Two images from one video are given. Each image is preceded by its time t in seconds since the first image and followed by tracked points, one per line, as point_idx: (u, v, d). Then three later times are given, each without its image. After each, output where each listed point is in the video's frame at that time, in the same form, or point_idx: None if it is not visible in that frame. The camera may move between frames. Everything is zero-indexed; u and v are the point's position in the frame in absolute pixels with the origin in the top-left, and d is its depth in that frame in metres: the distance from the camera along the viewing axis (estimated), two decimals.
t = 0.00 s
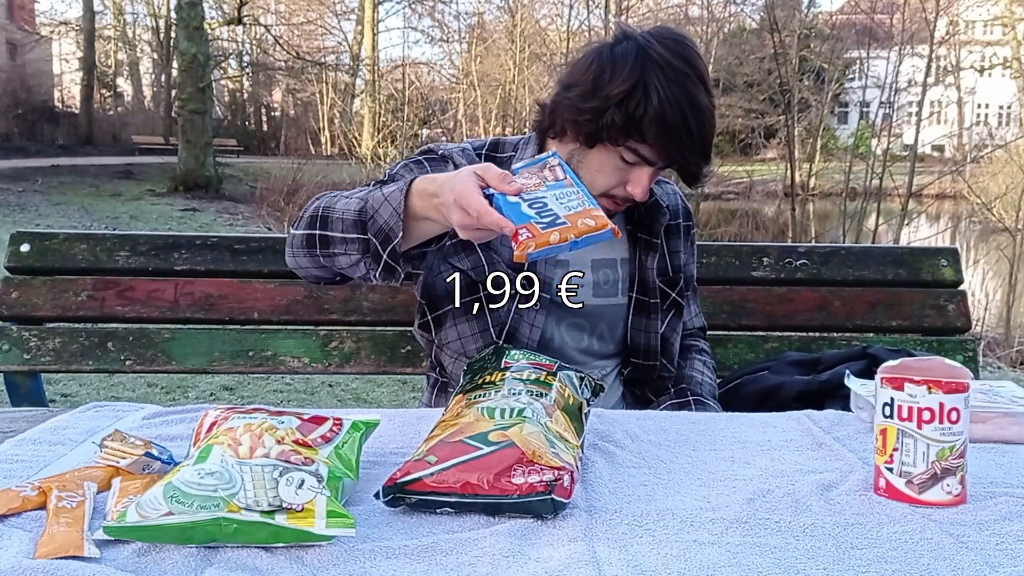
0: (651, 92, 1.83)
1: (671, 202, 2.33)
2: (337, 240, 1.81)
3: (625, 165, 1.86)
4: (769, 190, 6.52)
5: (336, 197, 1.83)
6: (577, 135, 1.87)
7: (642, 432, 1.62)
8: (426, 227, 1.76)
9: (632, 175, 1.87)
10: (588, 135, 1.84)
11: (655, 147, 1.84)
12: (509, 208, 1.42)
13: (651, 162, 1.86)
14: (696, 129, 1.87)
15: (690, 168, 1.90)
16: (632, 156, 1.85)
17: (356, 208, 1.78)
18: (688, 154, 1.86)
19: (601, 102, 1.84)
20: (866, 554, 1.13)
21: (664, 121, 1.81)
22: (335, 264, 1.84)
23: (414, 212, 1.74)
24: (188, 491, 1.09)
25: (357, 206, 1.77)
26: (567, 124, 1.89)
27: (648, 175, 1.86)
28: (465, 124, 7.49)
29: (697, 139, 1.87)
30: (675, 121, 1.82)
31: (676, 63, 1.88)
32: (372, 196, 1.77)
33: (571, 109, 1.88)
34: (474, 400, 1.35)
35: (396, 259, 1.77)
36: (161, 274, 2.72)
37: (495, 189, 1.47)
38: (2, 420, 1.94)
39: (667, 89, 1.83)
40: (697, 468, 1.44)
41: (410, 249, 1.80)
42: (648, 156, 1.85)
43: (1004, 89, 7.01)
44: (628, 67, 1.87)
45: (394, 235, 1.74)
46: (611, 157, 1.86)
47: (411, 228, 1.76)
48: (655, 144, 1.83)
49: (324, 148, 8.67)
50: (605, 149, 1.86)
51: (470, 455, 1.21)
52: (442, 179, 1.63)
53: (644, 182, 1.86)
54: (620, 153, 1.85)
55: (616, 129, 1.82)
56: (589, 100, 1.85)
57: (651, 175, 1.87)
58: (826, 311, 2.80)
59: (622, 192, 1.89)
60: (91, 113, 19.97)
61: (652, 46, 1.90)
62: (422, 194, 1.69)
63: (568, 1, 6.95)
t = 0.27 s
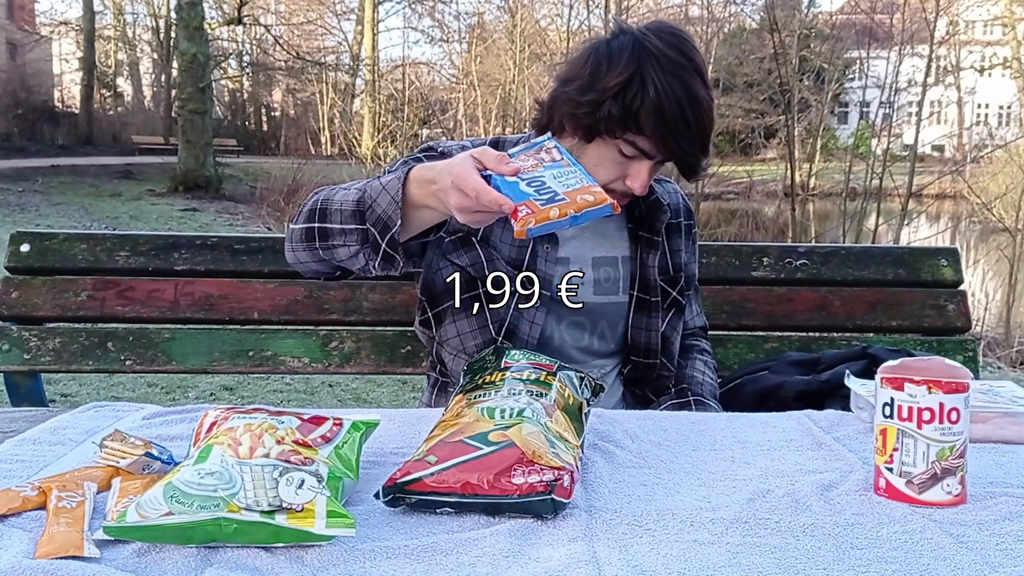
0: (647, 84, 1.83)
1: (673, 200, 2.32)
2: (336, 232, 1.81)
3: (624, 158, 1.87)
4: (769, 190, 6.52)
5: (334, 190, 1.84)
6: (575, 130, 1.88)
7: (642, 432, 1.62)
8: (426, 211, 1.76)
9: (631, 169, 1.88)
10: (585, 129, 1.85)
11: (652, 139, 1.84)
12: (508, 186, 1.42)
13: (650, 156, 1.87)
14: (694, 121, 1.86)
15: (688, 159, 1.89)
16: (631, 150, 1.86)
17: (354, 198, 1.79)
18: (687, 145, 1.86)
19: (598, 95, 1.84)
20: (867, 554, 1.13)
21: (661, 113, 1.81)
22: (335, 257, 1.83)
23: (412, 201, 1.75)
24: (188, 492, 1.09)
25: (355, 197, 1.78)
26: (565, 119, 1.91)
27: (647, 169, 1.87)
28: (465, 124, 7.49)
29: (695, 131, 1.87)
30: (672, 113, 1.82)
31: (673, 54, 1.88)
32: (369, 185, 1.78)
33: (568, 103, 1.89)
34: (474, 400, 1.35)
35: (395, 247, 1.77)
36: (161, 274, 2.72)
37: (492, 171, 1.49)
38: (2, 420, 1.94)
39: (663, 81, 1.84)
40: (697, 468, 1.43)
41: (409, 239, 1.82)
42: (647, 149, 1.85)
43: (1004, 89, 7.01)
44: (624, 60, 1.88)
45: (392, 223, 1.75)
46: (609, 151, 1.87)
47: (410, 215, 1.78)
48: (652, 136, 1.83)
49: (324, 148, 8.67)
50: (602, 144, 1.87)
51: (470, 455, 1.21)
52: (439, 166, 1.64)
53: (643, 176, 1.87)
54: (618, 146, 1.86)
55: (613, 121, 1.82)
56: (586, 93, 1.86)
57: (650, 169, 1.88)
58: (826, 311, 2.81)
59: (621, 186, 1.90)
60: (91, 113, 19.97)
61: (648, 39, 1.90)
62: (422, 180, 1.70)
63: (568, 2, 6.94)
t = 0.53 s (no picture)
0: (641, 76, 1.84)
1: (672, 200, 2.33)
2: (345, 245, 1.82)
3: (622, 152, 1.89)
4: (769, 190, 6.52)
5: (347, 202, 1.84)
6: (574, 124, 1.92)
7: (642, 432, 1.62)
8: (429, 240, 1.73)
9: (629, 163, 1.89)
10: (584, 123, 1.89)
11: (648, 132, 1.85)
12: (508, 238, 1.42)
13: (647, 149, 1.87)
14: (689, 111, 1.85)
15: (686, 152, 1.88)
16: (628, 143, 1.87)
17: (364, 215, 1.78)
18: (683, 136, 1.85)
19: (593, 88, 1.87)
20: (867, 554, 1.13)
21: (655, 104, 1.82)
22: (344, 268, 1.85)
23: (420, 226, 1.72)
24: (188, 492, 1.09)
25: (365, 213, 1.78)
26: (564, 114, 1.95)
27: (645, 162, 1.88)
28: (465, 124, 7.49)
29: (691, 121, 1.86)
30: (667, 104, 1.82)
31: (668, 46, 1.87)
32: (380, 205, 1.76)
33: (565, 97, 1.93)
34: (474, 400, 1.35)
35: (399, 271, 1.76)
36: (161, 274, 2.72)
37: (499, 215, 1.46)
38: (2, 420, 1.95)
39: (657, 71, 1.84)
40: (698, 468, 1.43)
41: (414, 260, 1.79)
42: (643, 140, 1.86)
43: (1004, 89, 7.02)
44: (619, 52, 1.89)
45: (398, 246, 1.73)
46: (608, 146, 1.89)
47: (416, 241, 1.74)
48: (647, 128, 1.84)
49: (324, 148, 8.66)
50: (600, 138, 1.90)
51: (470, 455, 1.21)
52: (448, 196, 1.61)
53: (641, 169, 1.88)
54: (616, 141, 1.88)
55: (608, 114, 1.85)
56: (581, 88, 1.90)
57: (648, 161, 1.88)
58: (826, 311, 2.81)
59: (620, 180, 1.91)
60: (91, 113, 19.96)
61: (643, 31, 1.90)
62: (430, 206, 1.68)
63: (568, 1, 6.94)
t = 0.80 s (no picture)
0: (634, 68, 1.84)
1: (671, 200, 2.33)
2: (345, 244, 1.82)
3: (616, 145, 1.88)
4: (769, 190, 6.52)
5: (346, 200, 1.84)
6: (569, 117, 1.92)
7: (642, 432, 1.62)
8: (429, 237, 1.72)
9: (624, 155, 1.88)
10: (578, 116, 1.89)
11: (642, 125, 1.85)
12: (510, 227, 1.41)
13: (643, 142, 1.87)
14: (682, 104, 1.86)
15: (679, 144, 1.89)
16: (623, 136, 1.87)
17: (363, 213, 1.78)
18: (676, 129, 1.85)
19: (587, 81, 1.87)
20: (866, 554, 1.13)
21: (649, 97, 1.82)
22: (344, 268, 1.85)
23: (419, 222, 1.72)
24: (188, 491, 1.09)
25: (364, 211, 1.78)
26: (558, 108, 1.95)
27: (641, 155, 1.87)
28: (465, 124, 7.50)
29: (685, 114, 1.87)
30: (660, 97, 1.83)
31: (663, 40, 1.89)
32: (379, 203, 1.76)
33: (559, 91, 1.93)
34: (474, 400, 1.35)
35: (400, 268, 1.75)
36: (161, 274, 2.72)
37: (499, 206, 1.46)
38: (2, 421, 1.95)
39: (650, 65, 1.84)
40: (697, 468, 1.43)
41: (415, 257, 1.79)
42: (638, 133, 1.86)
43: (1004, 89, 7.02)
44: (612, 45, 1.90)
45: (398, 243, 1.73)
46: (602, 139, 1.89)
47: (416, 238, 1.74)
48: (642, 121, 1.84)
49: (324, 148, 8.67)
50: (595, 131, 1.89)
51: (470, 455, 1.21)
52: (448, 190, 1.61)
53: (636, 161, 1.87)
54: (611, 134, 1.88)
55: (602, 106, 1.85)
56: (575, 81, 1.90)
57: (643, 154, 1.88)
58: (826, 311, 2.81)
59: (615, 173, 1.90)
60: (91, 113, 19.97)
61: (637, 25, 1.91)
62: (428, 201, 1.68)
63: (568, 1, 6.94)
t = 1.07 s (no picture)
0: (619, 63, 1.87)
1: (671, 199, 2.33)
2: (327, 248, 1.81)
3: (607, 141, 1.91)
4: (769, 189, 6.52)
5: (327, 206, 1.84)
6: (560, 114, 1.96)
7: (642, 432, 1.62)
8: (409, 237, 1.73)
9: (615, 152, 1.92)
10: (568, 113, 1.94)
11: (628, 120, 1.86)
12: (481, 216, 1.42)
13: (631, 137, 1.89)
14: (668, 97, 1.85)
15: (666, 139, 1.88)
16: (612, 132, 1.90)
17: (344, 217, 1.78)
18: (662, 122, 1.85)
19: (573, 77, 1.92)
20: (866, 554, 1.13)
21: (632, 93, 1.84)
22: (327, 273, 1.84)
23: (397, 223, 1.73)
24: (188, 491, 1.09)
25: (344, 216, 1.78)
26: (551, 106, 2.00)
27: (631, 150, 1.90)
28: (465, 124, 7.50)
29: (670, 107, 1.86)
30: (644, 91, 1.84)
31: (649, 35, 1.89)
32: (358, 206, 1.77)
33: (549, 89, 1.99)
34: (474, 400, 1.35)
35: (379, 269, 1.76)
36: (162, 274, 2.72)
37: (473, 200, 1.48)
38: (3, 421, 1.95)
39: (634, 60, 1.86)
40: (697, 468, 1.44)
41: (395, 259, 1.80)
42: (625, 129, 1.88)
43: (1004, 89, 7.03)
44: (598, 42, 1.93)
45: (377, 245, 1.74)
46: (594, 137, 1.92)
47: (394, 238, 1.75)
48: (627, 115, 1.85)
49: (325, 148, 8.67)
50: (586, 129, 1.93)
51: (470, 455, 1.21)
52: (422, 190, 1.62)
53: (626, 158, 1.90)
54: (601, 131, 1.91)
55: (588, 102, 1.88)
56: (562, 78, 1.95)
57: (632, 149, 1.90)
58: (826, 311, 2.81)
59: (607, 172, 1.94)
60: (91, 113, 19.96)
61: (624, 20, 1.94)
62: (406, 201, 1.68)
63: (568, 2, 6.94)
